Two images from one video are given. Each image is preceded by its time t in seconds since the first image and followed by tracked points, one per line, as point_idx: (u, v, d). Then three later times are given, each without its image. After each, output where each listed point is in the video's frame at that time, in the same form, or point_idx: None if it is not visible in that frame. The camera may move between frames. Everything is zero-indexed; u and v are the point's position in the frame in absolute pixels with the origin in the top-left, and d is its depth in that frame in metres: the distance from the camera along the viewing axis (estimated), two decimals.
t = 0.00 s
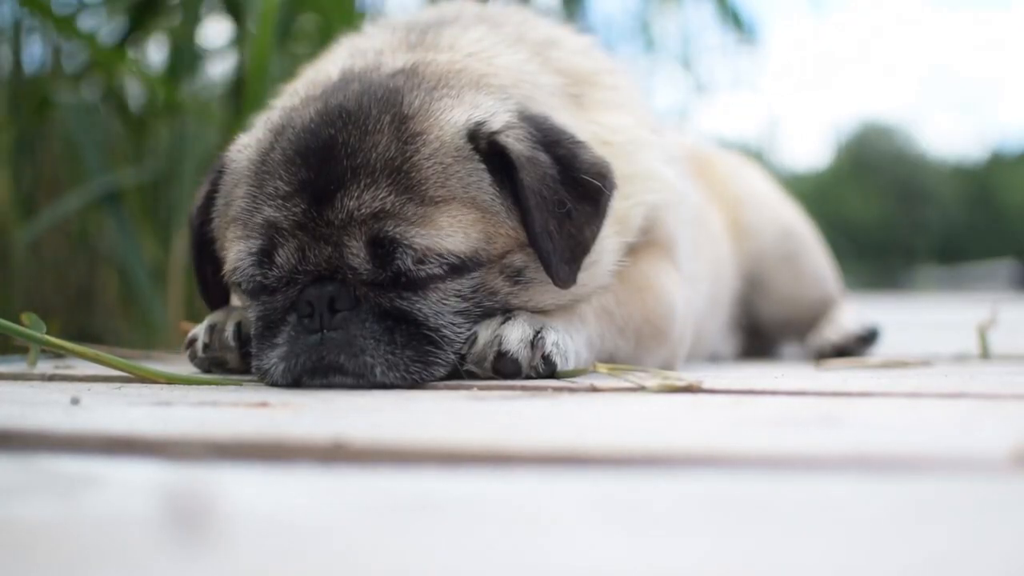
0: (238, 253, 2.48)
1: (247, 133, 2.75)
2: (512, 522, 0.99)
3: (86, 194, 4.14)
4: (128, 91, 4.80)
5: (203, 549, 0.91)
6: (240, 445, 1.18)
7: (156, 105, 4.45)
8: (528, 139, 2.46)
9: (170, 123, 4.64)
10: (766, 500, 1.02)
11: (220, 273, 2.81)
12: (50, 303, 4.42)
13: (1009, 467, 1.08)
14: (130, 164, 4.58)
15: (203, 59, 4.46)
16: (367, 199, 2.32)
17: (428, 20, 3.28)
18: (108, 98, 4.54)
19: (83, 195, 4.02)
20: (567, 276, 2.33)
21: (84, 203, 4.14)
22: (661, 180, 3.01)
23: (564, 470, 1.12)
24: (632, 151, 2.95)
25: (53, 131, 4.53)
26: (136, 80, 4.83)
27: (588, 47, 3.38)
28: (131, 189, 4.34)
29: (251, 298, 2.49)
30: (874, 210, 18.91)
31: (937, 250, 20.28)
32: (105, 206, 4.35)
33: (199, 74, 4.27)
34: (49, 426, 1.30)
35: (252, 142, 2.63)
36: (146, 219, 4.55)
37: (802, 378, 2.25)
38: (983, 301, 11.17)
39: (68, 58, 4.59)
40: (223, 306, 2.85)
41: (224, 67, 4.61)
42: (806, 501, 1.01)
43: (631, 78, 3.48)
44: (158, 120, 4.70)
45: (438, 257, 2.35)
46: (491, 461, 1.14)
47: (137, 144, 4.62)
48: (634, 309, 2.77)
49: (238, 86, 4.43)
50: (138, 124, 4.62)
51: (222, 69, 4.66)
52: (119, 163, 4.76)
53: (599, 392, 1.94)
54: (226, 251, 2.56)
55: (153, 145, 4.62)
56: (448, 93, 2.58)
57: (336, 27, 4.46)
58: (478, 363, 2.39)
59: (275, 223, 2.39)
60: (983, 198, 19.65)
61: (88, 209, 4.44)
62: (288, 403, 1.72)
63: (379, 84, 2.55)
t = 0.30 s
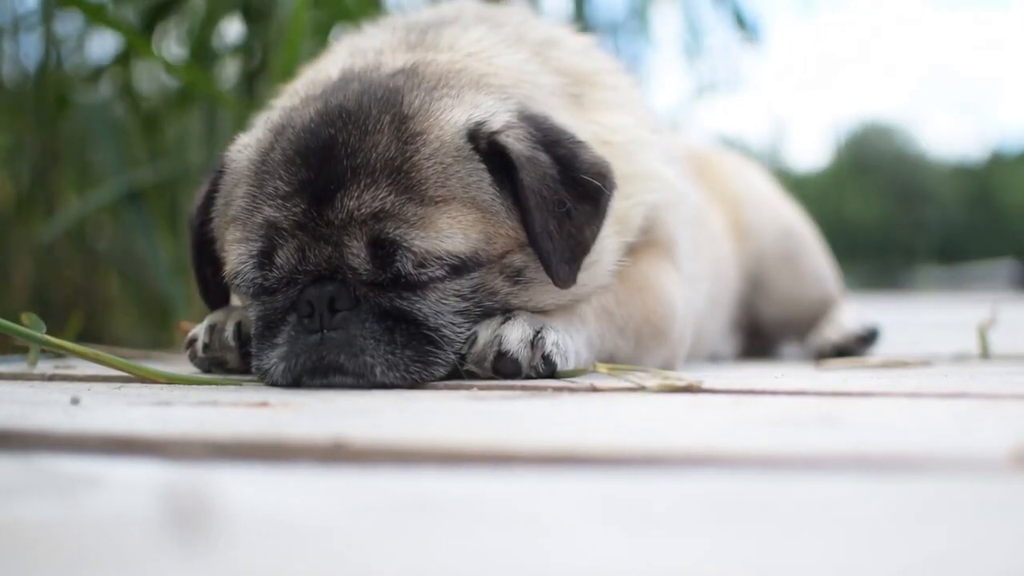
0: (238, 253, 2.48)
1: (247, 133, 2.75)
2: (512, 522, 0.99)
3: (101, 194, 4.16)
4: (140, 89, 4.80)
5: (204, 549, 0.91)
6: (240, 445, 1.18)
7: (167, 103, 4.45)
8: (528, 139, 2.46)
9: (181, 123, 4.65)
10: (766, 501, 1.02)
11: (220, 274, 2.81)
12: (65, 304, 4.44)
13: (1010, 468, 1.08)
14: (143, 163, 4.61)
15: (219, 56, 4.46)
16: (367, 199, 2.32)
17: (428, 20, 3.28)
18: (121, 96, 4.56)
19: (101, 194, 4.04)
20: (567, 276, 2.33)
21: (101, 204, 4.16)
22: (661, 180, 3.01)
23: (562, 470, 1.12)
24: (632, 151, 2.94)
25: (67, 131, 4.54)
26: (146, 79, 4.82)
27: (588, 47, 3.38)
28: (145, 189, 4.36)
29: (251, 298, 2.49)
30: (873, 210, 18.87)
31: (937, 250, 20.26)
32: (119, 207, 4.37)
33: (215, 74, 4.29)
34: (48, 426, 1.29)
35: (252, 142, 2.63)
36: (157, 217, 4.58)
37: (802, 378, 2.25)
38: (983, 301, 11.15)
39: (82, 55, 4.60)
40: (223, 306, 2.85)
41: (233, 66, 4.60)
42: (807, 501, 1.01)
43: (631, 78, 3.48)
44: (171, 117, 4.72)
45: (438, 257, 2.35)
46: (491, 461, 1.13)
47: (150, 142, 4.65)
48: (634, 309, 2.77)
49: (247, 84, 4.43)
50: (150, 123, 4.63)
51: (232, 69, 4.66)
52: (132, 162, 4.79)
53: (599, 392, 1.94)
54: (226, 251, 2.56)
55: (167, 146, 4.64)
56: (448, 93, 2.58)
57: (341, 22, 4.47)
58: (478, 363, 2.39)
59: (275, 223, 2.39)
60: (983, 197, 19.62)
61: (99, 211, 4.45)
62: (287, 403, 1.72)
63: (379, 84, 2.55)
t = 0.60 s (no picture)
0: (238, 253, 2.48)
1: (247, 133, 2.75)
2: (512, 522, 0.99)
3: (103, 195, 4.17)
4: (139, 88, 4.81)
5: (204, 549, 0.91)
6: (239, 445, 1.18)
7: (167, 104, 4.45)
8: (528, 139, 2.46)
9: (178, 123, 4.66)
10: (766, 500, 1.02)
11: (220, 274, 2.81)
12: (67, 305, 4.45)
13: (1010, 468, 1.08)
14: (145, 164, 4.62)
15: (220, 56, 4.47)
16: (367, 199, 2.32)
17: (428, 20, 3.28)
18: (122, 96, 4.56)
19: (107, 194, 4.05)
20: (567, 276, 2.33)
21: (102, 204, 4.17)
22: (661, 180, 3.01)
23: (561, 470, 1.12)
24: (632, 151, 2.95)
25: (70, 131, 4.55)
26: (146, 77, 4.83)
27: (588, 47, 3.38)
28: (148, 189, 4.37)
29: (251, 298, 2.49)
30: (874, 210, 18.95)
31: (937, 250, 20.26)
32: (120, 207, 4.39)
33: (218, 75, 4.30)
34: (48, 426, 1.29)
35: (252, 142, 2.63)
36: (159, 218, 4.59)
37: (802, 378, 2.25)
38: (983, 302, 11.14)
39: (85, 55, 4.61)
40: (224, 306, 2.85)
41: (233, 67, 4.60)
42: (807, 501, 1.01)
43: (631, 79, 3.48)
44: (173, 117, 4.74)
45: (438, 257, 2.35)
46: (490, 461, 1.14)
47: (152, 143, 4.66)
48: (634, 309, 2.77)
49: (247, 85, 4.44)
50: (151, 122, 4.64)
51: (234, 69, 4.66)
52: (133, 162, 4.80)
53: (599, 392, 1.94)
54: (226, 251, 2.56)
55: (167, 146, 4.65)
56: (448, 93, 2.59)
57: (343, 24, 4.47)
58: (478, 363, 2.39)
59: (275, 223, 2.39)
60: (983, 198, 19.64)
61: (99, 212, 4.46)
62: (287, 403, 1.72)
63: (379, 84, 2.55)
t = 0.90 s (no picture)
0: (238, 253, 2.48)
1: (247, 132, 2.75)
2: (512, 523, 0.99)
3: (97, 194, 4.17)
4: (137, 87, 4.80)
5: (204, 550, 0.91)
6: (239, 445, 1.18)
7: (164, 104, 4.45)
8: (528, 139, 2.46)
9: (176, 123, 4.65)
10: (767, 499, 1.02)
11: (220, 274, 2.81)
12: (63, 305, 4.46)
13: (1009, 467, 1.08)
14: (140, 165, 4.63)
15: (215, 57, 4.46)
16: (367, 199, 2.32)
17: (428, 20, 3.28)
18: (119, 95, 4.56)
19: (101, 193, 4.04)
20: (567, 276, 2.33)
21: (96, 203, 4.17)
22: (661, 180, 3.01)
23: (561, 470, 1.12)
24: (632, 151, 2.95)
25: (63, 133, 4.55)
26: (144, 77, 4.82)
27: (588, 47, 3.38)
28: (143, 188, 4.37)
29: (250, 298, 2.49)
30: (873, 210, 18.95)
31: (936, 250, 20.26)
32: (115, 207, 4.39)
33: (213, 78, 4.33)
34: (47, 426, 1.29)
35: (252, 142, 2.63)
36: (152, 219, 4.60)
37: (801, 378, 2.25)
38: (984, 301, 11.13)
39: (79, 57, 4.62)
40: (224, 306, 2.85)
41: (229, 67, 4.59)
42: (808, 501, 1.01)
43: (631, 78, 3.48)
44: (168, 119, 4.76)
45: (438, 258, 2.35)
46: (490, 461, 1.13)
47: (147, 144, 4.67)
48: (634, 309, 2.77)
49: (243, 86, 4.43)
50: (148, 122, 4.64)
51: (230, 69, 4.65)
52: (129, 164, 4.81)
53: (599, 392, 1.94)
54: (226, 251, 2.56)
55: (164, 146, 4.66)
56: (448, 93, 2.59)
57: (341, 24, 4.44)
58: (478, 363, 2.39)
59: (275, 223, 2.39)
60: (983, 198, 19.30)
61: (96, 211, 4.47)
62: (287, 403, 1.72)
63: (379, 84, 2.55)
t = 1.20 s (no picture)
0: (238, 254, 2.48)
1: (247, 132, 2.76)
2: (513, 522, 0.99)
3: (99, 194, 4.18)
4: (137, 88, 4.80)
5: (204, 550, 0.92)
6: (239, 445, 1.18)
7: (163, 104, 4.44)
8: (528, 139, 2.46)
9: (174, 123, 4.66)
10: (767, 499, 1.02)
11: (220, 274, 2.81)
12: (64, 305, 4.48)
13: (1009, 467, 1.08)
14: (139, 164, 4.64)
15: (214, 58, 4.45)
16: (367, 199, 2.32)
17: (428, 20, 3.28)
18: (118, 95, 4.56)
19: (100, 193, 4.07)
20: (567, 276, 2.33)
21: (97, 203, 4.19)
22: (661, 180, 3.01)
23: (561, 470, 1.12)
24: (631, 151, 2.95)
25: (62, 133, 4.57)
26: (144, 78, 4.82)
27: (588, 47, 3.38)
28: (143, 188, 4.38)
29: (250, 298, 2.49)
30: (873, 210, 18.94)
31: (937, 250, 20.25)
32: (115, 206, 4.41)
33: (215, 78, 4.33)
34: (47, 426, 1.29)
35: (252, 142, 2.63)
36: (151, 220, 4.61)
37: (801, 378, 2.25)
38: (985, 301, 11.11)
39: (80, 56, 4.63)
40: (223, 306, 2.85)
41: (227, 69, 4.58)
42: (808, 501, 1.01)
43: (630, 78, 3.48)
44: (167, 118, 4.77)
45: (438, 258, 2.34)
46: (490, 461, 1.13)
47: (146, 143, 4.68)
48: (634, 309, 2.77)
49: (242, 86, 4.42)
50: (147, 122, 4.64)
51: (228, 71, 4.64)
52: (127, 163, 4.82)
53: (599, 392, 1.94)
54: (226, 251, 2.56)
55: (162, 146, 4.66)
56: (448, 93, 2.59)
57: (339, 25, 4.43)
58: (478, 363, 2.39)
59: (275, 223, 2.39)
60: (983, 198, 18.94)
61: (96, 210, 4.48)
62: (287, 403, 1.72)
63: (379, 84, 2.55)
